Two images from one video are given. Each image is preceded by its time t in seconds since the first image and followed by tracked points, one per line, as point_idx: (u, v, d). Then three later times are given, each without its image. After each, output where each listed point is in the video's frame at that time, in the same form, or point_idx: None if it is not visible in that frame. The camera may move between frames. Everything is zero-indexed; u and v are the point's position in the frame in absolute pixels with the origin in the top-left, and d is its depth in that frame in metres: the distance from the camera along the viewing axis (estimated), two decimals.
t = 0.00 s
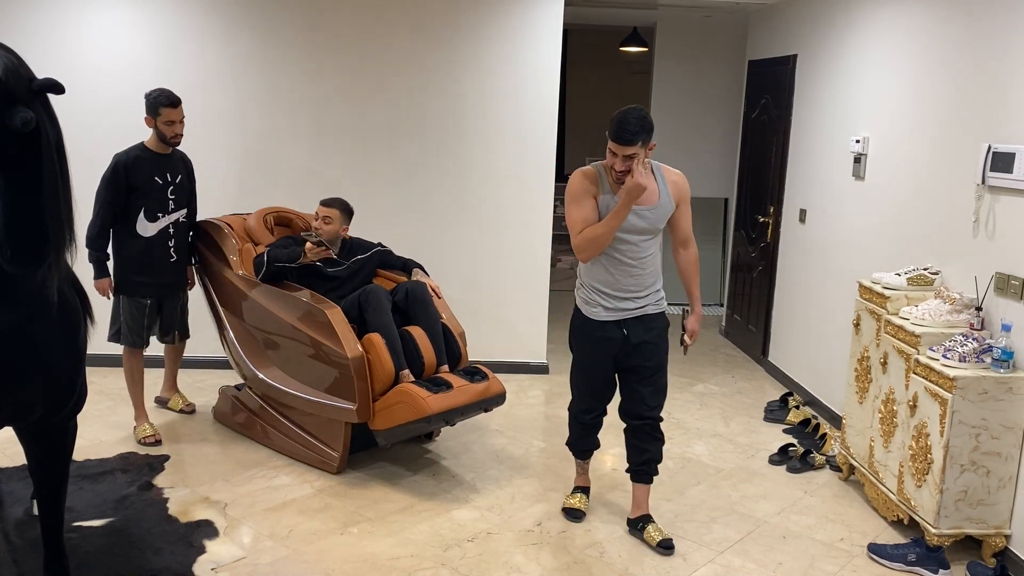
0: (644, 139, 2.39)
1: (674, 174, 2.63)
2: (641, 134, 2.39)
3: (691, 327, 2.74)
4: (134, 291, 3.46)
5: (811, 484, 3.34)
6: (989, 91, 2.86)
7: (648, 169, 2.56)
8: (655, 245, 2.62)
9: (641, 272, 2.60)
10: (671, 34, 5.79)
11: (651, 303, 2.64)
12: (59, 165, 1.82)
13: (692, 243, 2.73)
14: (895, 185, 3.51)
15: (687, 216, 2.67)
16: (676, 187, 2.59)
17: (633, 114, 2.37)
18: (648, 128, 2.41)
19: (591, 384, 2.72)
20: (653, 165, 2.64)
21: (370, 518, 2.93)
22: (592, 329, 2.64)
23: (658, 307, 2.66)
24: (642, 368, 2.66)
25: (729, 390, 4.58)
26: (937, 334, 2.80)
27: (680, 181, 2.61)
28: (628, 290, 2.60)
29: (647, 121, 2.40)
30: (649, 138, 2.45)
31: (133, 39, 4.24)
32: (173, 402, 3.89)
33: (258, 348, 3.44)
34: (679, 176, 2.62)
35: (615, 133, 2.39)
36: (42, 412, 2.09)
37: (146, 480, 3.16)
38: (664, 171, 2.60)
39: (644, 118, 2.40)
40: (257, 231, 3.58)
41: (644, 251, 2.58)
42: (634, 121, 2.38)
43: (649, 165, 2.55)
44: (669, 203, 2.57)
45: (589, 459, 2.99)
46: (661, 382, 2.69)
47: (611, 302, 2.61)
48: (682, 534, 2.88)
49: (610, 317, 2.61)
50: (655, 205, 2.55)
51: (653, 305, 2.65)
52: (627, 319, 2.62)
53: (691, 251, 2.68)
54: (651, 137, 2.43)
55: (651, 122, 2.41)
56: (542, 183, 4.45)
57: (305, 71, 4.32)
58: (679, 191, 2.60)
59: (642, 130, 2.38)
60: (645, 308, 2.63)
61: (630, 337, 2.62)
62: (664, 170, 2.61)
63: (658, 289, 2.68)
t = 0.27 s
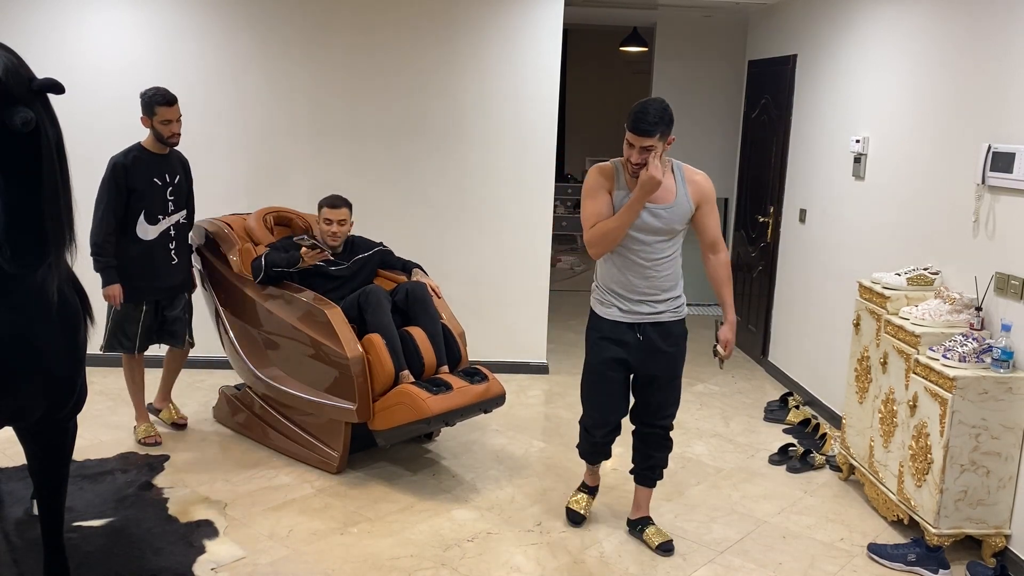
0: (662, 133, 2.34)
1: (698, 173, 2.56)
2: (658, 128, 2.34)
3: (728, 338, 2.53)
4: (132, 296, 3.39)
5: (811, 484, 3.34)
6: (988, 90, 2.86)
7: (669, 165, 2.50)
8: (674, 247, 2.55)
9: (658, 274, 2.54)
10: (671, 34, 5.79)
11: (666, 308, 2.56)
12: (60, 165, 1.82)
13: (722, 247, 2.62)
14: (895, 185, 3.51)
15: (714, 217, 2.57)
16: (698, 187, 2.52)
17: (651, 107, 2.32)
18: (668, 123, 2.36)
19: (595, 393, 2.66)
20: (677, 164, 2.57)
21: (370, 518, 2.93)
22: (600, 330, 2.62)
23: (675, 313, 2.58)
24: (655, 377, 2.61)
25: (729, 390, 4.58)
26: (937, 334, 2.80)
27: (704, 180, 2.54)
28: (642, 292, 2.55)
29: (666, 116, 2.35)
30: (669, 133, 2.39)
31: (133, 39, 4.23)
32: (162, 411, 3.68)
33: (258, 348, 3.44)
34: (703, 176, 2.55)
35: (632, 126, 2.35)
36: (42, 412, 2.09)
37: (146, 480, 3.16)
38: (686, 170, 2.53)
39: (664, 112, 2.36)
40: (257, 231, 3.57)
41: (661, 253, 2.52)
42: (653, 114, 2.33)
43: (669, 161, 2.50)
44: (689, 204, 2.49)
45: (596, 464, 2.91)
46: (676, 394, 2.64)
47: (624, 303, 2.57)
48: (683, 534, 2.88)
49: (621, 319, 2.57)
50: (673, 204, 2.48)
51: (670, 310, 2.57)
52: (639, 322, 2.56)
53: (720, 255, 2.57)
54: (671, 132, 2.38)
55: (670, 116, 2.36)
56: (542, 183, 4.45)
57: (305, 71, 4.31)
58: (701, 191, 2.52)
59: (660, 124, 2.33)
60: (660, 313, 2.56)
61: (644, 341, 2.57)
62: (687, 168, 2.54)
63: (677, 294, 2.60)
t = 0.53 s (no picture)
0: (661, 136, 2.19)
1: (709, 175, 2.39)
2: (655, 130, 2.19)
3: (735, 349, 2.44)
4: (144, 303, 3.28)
5: (811, 484, 3.34)
6: (989, 90, 2.86)
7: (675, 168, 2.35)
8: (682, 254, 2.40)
9: (663, 282, 2.39)
10: (671, 34, 5.79)
11: (673, 317, 2.41)
12: (59, 166, 1.82)
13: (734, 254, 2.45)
14: (895, 185, 3.52)
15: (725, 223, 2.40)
16: (706, 191, 2.35)
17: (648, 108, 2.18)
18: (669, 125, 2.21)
19: (603, 410, 2.44)
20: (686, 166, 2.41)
21: (370, 518, 2.93)
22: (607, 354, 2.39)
23: (682, 323, 2.42)
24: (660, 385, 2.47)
25: (729, 390, 4.57)
26: (937, 334, 2.81)
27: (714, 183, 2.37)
28: (647, 300, 2.40)
29: (667, 117, 2.20)
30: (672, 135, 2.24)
31: (133, 39, 4.23)
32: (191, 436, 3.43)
33: (259, 348, 3.44)
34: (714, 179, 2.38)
35: (629, 129, 2.20)
36: (42, 412, 2.09)
37: (146, 480, 3.15)
38: (695, 172, 2.37)
39: (664, 113, 2.21)
40: (257, 230, 3.55)
41: (666, 260, 2.37)
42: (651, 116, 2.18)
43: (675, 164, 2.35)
44: (695, 209, 2.34)
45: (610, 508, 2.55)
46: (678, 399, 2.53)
47: (628, 312, 2.41)
48: (682, 534, 2.88)
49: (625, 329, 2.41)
50: (677, 209, 2.33)
51: (677, 319, 2.42)
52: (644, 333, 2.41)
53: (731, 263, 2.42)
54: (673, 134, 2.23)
55: (670, 117, 2.21)
56: (542, 183, 4.45)
57: (305, 71, 4.31)
58: (711, 195, 2.35)
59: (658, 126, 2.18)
60: (666, 322, 2.41)
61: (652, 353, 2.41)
62: (696, 171, 2.38)
63: (685, 303, 2.44)
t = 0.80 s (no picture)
0: (652, 136, 2.15)
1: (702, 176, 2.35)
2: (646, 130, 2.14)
3: (730, 354, 2.41)
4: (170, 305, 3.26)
5: (811, 483, 3.34)
6: (989, 90, 2.86)
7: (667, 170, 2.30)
8: (679, 257, 2.34)
9: (662, 287, 2.32)
10: (671, 34, 5.79)
11: (672, 323, 2.35)
12: (59, 166, 1.82)
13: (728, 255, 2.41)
14: (895, 185, 3.52)
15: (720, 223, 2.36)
16: (701, 191, 2.31)
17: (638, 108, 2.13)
18: (659, 124, 2.17)
19: (601, 425, 2.39)
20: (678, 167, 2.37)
21: (370, 519, 2.93)
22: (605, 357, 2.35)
23: (682, 329, 2.36)
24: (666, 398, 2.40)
25: (729, 390, 4.57)
26: (937, 334, 2.81)
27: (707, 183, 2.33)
28: (645, 306, 2.33)
29: (657, 117, 2.16)
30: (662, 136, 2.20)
31: (133, 39, 4.23)
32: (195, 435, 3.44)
33: (260, 349, 3.45)
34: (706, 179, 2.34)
35: (619, 131, 2.16)
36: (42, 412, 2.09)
37: (146, 480, 3.16)
38: (688, 173, 2.33)
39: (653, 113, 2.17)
40: (257, 230, 3.53)
41: (664, 264, 2.31)
42: (641, 116, 2.14)
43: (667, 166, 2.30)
44: (691, 210, 2.29)
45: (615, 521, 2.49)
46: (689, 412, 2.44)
47: (626, 320, 2.34)
48: (682, 534, 2.88)
49: (624, 338, 2.34)
50: (672, 211, 2.27)
51: (676, 325, 2.36)
52: (643, 341, 2.34)
53: (726, 265, 2.38)
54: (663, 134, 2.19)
55: (660, 118, 2.17)
56: (542, 183, 4.45)
57: (305, 71, 4.31)
58: (705, 195, 2.31)
59: (648, 126, 2.14)
60: (666, 329, 2.35)
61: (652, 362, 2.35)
62: (688, 172, 2.34)
63: (684, 308, 2.38)
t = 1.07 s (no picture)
0: (657, 137, 2.05)
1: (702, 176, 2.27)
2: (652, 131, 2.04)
3: (733, 357, 2.35)
4: (192, 304, 3.22)
5: (811, 484, 3.34)
6: (989, 90, 2.86)
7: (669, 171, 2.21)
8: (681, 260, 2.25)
9: (663, 292, 2.23)
10: (671, 34, 5.79)
11: (674, 328, 2.26)
12: (59, 166, 1.82)
13: (728, 256, 2.34)
14: (895, 185, 3.52)
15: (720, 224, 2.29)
16: (703, 192, 2.23)
17: (643, 109, 2.03)
18: (664, 124, 2.07)
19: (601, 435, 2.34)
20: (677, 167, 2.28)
21: (370, 518, 2.93)
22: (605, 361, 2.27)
23: (685, 333, 2.27)
24: (675, 406, 2.27)
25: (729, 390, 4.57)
26: (937, 334, 2.81)
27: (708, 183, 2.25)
28: (646, 312, 2.24)
29: (662, 117, 2.06)
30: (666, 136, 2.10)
31: (133, 39, 4.24)
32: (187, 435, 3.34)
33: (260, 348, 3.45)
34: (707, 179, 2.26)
35: (622, 131, 2.05)
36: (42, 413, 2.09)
37: (146, 480, 3.16)
38: (689, 173, 2.24)
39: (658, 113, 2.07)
40: (257, 229, 3.53)
41: (666, 268, 2.21)
42: (646, 117, 2.04)
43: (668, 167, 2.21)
44: (694, 213, 2.20)
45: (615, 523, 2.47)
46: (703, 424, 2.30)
47: (627, 327, 2.25)
48: (682, 534, 2.88)
49: (625, 345, 2.25)
50: (675, 215, 2.18)
51: (679, 330, 2.26)
52: (645, 347, 2.24)
53: (726, 266, 2.31)
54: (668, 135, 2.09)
55: (664, 118, 2.07)
56: (542, 183, 4.45)
57: (305, 71, 4.32)
58: (707, 196, 2.23)
59: (654, 127, 2.04)
60: (669, 334, 2.25)
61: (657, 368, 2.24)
62: (690, 173, 2.25)
63: (686, 312, 2.29)
